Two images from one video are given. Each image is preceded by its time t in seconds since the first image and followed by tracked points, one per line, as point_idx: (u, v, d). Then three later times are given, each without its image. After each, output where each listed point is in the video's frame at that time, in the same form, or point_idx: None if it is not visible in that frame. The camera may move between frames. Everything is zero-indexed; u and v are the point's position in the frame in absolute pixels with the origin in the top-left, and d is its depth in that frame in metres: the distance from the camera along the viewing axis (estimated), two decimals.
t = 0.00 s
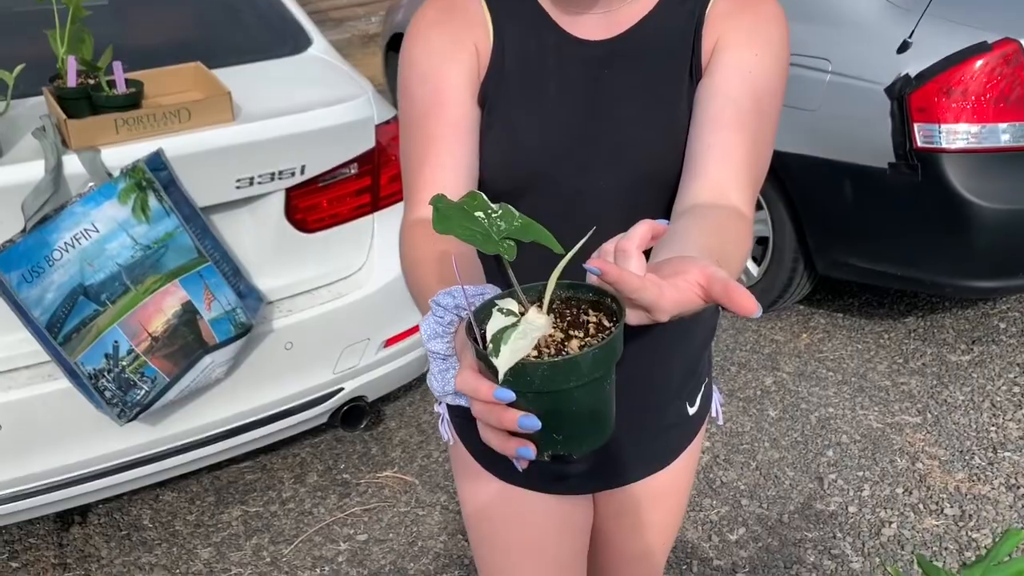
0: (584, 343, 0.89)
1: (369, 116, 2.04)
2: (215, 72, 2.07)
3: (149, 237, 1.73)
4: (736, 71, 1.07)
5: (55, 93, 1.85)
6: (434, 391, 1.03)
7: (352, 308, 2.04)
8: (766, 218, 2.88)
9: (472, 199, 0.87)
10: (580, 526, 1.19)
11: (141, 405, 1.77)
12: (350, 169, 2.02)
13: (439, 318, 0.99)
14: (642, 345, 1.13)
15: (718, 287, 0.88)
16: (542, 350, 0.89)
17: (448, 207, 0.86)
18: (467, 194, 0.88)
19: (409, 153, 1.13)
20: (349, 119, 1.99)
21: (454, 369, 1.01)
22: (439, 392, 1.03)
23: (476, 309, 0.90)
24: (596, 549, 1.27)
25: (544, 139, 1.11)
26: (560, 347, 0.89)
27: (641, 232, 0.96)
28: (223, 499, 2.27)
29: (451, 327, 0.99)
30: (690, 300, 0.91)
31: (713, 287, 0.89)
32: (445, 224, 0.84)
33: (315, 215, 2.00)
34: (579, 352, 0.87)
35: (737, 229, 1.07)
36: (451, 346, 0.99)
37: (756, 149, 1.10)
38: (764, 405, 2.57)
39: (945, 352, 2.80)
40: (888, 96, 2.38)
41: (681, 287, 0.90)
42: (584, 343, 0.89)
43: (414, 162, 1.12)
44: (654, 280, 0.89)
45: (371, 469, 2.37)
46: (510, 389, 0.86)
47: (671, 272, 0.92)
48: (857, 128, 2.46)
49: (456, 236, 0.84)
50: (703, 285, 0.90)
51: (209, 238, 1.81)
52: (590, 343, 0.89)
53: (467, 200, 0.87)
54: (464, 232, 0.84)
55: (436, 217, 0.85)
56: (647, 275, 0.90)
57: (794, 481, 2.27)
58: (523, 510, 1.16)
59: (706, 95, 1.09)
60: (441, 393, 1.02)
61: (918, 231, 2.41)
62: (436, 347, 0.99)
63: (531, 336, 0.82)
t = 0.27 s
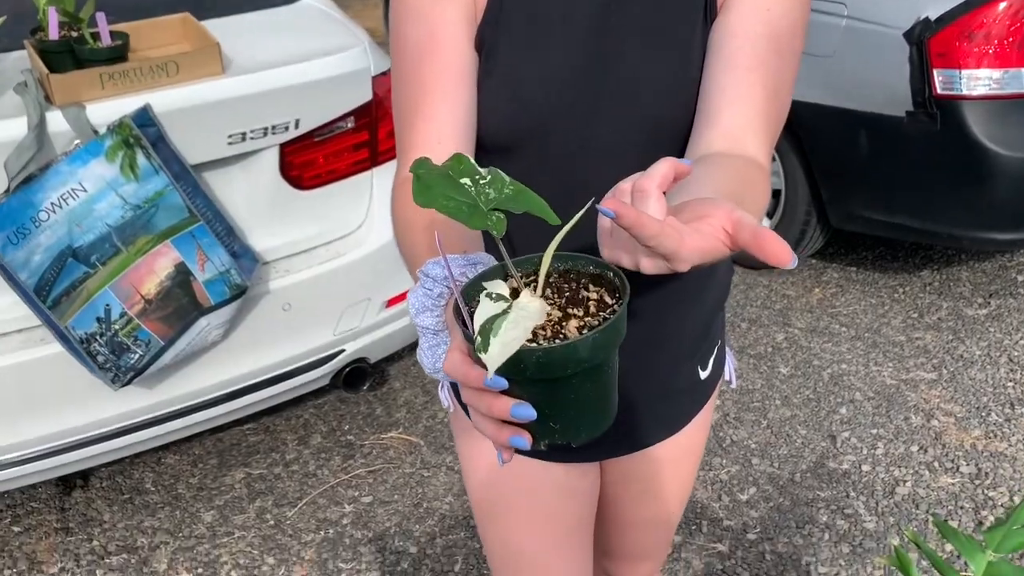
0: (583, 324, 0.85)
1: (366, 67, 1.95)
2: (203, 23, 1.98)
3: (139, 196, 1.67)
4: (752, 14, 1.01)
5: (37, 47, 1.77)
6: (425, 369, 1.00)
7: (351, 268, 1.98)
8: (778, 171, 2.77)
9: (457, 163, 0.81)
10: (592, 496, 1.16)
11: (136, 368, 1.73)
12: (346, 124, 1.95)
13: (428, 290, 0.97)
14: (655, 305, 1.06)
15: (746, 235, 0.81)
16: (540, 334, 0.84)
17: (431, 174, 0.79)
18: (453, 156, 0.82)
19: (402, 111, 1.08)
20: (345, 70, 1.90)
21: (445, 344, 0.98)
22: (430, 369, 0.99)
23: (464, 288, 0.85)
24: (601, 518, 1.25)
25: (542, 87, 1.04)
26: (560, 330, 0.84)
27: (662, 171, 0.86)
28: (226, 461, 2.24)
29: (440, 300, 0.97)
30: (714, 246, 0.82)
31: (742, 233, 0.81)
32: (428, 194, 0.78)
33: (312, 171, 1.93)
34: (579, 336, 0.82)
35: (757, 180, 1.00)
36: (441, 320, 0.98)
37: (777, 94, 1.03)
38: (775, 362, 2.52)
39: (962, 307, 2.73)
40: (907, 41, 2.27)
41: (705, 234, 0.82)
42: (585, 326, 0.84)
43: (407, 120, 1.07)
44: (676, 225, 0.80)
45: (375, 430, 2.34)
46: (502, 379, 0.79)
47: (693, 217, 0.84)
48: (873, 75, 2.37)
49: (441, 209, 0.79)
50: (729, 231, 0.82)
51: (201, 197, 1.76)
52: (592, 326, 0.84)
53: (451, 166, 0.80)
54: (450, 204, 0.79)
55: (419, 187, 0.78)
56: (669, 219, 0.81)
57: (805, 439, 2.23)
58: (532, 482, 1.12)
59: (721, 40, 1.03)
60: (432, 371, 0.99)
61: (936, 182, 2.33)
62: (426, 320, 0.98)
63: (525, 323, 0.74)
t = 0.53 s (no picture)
0: (580, 334, 0.81)
1: (354, 41, 1.88)
2: None
3: (121, 176, 1.62)
4: None
5: (13, 21, 1.71)
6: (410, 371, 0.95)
7: (342, 248, 1.93)
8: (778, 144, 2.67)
9: (443, 154, 0.77)
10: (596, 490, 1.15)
11: (121, 353, 1.69)
12: (335, 100, 1.90)
13: (414, 289, 0.94)
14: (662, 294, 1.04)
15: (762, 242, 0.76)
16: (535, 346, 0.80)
17: (417, 167, 0.75)
18: (438, 148, 0.77)
19: (391, 92, 1.04)
20: (335, 44, 1.84)
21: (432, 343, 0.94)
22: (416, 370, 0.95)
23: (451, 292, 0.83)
24: (603, 516, 1.24)
25: (536, 62, 1.01)
26: (554, 342, 0.80)
27: (671, 172, 0.81)
28: (218, 443, 2.21)
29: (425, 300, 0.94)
30: (727, 253, 0.78)
31: (755, 240, 0.76)
32: (415, 189, 0.73)
33: (301, 149, 1.88)
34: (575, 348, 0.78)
35: (769, 166, 0.96)
36: (427, 320, 0.94)
37: (788, 74, 0.99)
38: (773, 339, 2.49)
39: (963, 283, 2.70)
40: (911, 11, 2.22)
41: (716, 241, 0.78)
42: (581, 338, 0.80)
43: (396, 101, 1.03)
44: (686, 233, 0.76)
45: (369, 411, 2.30)
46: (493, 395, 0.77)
47: (705, 222, 0.79)
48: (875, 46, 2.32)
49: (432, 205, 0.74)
50: (742, 236, 0.78)
51: (185, 176, 1.71)
52: (589, 337, 0.80)
53: (438, 160, 0.76)
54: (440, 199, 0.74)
55: (406, 183, 0.74)
56: (679, 227, 0.77)
57: (805, 418, 2.20)
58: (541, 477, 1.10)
59: (725, 20, 0.99)
60: (419, 372, 0.94)
61: (939, 157, 2.29)
62: (411, 321, 0.94)
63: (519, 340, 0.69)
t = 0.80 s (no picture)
0: (574, 363, 0.80)
1: (340, 35, 1.84)
2: None
3: (98, 173, 1.58)
4: None
5: None
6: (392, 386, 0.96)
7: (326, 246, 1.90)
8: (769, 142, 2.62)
9: (428, 167, 0.75)
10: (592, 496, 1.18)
11: (99, 355, 1.66)
12: (319, 94, 1.86)
13: (395, 306, 0.92)
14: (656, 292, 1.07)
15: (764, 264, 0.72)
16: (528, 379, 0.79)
17: (402, 183, 0.73)
18: (425, 161, 0.75)
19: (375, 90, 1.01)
20: (320, 39, 1.80)
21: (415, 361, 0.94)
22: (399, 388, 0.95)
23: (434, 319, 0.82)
24: (597, 517, 1.28)
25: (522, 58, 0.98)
26: (548, 373, 0.79)
27: (669, 193, 0.78)
28: (201, 444, 2.18)
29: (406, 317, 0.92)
30: (728, 276, 0.75)
31: (756, 263, 0.73)
32: (398, 210, 0.71)
33: (285, 145, 1.85)
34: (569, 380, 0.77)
35: (775, 173, 0.93)
36: (409, 337, 0.93)
37: (796, 75, 0.96)
38: (763, 338, 2.47)
39: (953, 280, 2.68)
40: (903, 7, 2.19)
41: (717, 264, 0.75)
42: (576, 369, 0.79)
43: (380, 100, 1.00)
44: (685, 259, 0.73)
45: (354, 411, 2.27)
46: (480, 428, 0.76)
47: (704, 245, 0.76)
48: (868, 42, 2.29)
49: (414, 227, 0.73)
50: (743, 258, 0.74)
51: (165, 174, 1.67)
52: (585, 369, 0.79)
53: (424, 176, 0.74)
54: (422, 222, 0.73)
55: (388, 203, 0.72)
56: (677, 252, 0.74)
57: (795, 418, 2.18)
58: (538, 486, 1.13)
59: (729, 19, 0.96)
60: (402, 390, 0.95)
61: (931, 155, 2.27)
62: (393, 340, 0.93)
63: (508, 383, 0.66)
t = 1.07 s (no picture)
0: (554, 393, 0.82)
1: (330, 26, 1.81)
2: None
3: (80, 165, 1.55)
4: None
5: None
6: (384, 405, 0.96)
7: (312, 240, 1.87)
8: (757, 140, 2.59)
9: (399, 199, 0.75)
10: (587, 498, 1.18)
11: (80, 351, 1.64)
12: (307, 87, 1.83)
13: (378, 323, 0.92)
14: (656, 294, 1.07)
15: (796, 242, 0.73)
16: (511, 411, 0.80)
17: (372, 216, 0.74)
18: (395, 193, 0.76)
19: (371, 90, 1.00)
20: (309, 32, 1.77)
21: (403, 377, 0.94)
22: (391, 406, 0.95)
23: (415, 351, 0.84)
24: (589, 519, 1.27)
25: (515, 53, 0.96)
26: (529, 401, 0.81)
27: (701, 165, 0.77)
28: (185, 440, 2.15)
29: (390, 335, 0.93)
30: (761, 252, 0.76)
31: (789, 240, 0.73)
32: (369, 247, 0.72)
33: (272, 139, 1.82)
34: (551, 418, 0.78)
35: (783, 182, 0.91)
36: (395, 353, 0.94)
37: (803, 83, 0.95)
38: (753, 337, 2.47)
39: (942, 280, 2.68)
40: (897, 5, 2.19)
41: (750, 240, 0.75)
42: (556, 397, 0.81)
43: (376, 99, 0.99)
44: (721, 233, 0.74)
45: (340, 407, 2.25)
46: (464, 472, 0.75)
47: (737, 219, 0.77)
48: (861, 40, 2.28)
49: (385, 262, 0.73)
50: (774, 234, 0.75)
51: (149, 166, 1.64)
52: (566, 401, 0.81)
53: (395, 207, 0.75)
54: (395, 256, 0.73)
55: (361, 238, 0.72)
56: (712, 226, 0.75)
57: (783, 418, 2.18)
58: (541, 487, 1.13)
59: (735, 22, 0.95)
60: (394, 408, 0.95)
61: (923, 155, 2.26)
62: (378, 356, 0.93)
63: (479, 434, 0.66)
